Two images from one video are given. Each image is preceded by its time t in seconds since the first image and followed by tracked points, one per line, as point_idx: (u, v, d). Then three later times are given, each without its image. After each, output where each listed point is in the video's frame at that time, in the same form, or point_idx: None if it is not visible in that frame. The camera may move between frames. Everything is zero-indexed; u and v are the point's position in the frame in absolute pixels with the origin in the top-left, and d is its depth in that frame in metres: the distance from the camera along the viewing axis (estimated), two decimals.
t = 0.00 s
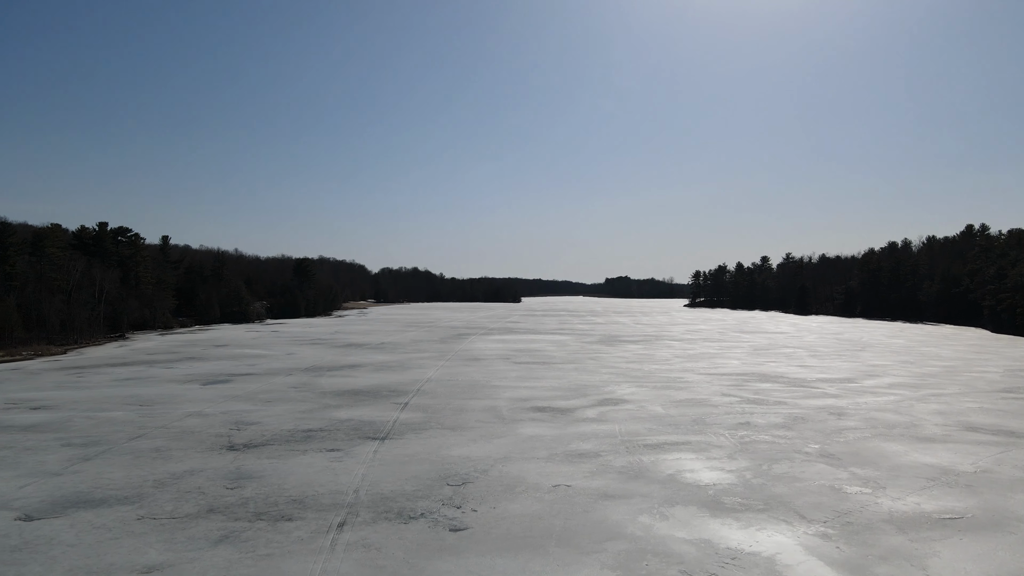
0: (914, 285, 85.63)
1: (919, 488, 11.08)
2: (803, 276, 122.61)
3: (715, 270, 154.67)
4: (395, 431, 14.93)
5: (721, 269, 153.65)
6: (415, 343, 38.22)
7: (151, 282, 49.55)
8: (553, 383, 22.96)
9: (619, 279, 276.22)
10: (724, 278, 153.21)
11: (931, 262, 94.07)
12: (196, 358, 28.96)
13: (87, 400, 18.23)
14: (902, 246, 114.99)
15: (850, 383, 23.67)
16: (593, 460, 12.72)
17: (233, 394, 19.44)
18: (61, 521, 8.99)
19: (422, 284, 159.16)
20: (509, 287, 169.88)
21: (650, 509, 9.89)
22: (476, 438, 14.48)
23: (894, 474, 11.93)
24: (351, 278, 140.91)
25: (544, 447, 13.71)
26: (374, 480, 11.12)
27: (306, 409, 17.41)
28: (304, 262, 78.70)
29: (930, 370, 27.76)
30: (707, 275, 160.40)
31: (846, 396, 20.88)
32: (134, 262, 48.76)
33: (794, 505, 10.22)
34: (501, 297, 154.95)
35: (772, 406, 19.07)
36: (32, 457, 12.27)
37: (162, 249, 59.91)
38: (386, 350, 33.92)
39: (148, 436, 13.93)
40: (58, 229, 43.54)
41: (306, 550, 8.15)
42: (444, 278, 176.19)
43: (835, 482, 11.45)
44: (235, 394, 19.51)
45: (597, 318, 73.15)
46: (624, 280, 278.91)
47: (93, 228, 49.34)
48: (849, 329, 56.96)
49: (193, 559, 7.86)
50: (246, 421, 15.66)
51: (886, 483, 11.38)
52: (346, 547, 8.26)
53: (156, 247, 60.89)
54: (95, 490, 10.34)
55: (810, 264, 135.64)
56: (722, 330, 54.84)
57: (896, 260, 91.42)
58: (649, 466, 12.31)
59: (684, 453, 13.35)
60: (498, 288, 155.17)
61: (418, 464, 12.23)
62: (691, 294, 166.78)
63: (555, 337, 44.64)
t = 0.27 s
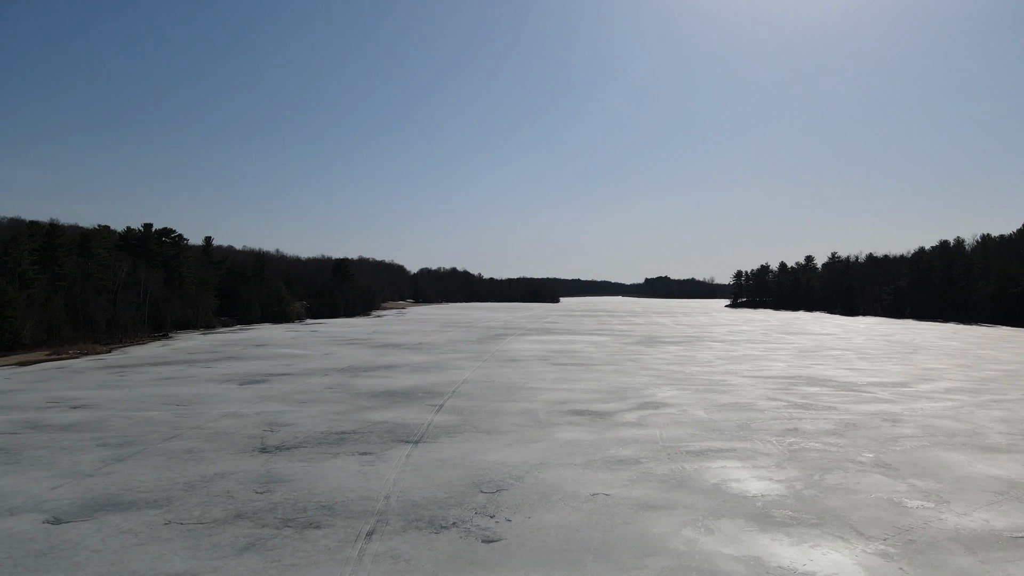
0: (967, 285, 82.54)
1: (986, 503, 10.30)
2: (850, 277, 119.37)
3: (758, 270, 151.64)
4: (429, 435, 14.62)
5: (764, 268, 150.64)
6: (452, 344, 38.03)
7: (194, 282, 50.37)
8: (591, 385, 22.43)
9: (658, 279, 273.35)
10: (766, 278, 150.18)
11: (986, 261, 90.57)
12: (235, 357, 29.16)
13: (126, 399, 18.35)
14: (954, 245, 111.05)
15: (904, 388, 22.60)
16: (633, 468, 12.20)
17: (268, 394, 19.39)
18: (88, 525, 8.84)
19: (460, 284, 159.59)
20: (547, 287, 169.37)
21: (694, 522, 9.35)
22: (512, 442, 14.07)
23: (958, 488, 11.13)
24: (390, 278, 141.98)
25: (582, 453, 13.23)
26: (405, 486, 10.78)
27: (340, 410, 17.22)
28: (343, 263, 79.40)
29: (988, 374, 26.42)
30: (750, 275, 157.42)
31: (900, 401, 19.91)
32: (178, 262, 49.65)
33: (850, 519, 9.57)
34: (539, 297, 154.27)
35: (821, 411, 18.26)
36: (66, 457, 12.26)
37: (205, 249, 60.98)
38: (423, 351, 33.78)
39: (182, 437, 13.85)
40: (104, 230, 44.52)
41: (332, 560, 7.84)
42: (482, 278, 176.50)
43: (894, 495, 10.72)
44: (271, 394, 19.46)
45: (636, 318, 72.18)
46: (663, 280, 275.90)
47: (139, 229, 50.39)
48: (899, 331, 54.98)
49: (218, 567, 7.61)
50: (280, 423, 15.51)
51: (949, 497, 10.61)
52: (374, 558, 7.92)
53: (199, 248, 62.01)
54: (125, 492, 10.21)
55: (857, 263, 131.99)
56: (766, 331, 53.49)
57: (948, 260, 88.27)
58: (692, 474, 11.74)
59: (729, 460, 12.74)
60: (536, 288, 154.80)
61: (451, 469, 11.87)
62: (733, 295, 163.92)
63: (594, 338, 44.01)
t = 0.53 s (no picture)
0: None
1: None
2: (899, 277, 115.81)
3: (802, 270, 148.27)
4: (464, 438, 14.25)
5: (808, 268, 147.19)
6: (489, 345, 37.75)
7: (235, 282, 51.05)
8: (631, 388, 21.84)
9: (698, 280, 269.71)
10: (811, 278, 146.75)
11: None
12: (273, 358, 29.30)
13: (164, 399, 18.42)
14: (1010, 244, 106.86)
15: (962, 393, 21.50)
16: (675, 476, 11.66)
17: (304, 395, 19.28)
18: (115, 529, 8.66)
19: (498, 284, 159.59)
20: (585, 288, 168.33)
21: (741, 537, 8.78)
22: (548, 447, 13.64)
23: None
24: (428, 278, 142.63)
25: (621, 459, 12.71)
26: (437, 493, 10.42)
27: (374, 412, 16.99)
28: (381, 263, 79.85)
29: None
30: (793, 275, 154.05)
31: (959, 407, 18.90)
32: (220, 263, 50.38)
33: (912, 537, 8.89)
34: (578, 298, 153.32)
35: (874, 417, 17.39)
36: (100, 457, 12.20)
37: (246, 250, 61.87)
38: (459, 351, 33.55)
39: (215, 438, 13.73)
40: (149, 231, 45.37)
41: (359, 572, 7.49)
42: (520, 278, 176.33)
43: (959, 510, 9.96)
44: (306, 395, 19.34)
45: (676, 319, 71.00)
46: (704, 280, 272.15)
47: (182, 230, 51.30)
48: (954, 333, 52.92)
49: None
50: (314, 424, 15.31)
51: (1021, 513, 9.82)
52: (403, 571, 7.56)
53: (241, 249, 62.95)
54: (154, 496, 10.05)
55: (906, 263, 128.06)
56: (811, 333, 52.01)
57: (1004, 259, 84.89)
58: (738, 484, 11.15)
59: (778, 469, 12.09)
60: (575, 288, 153.96)
61: (485, 475, 11.48)
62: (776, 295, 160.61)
63: (633, 339, 43.25)
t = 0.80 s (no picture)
0: None
1: None
2: (954, 277, 111.73)
3: (851, 270, 144.30)
4: (502, 443, 13.86)
5: (857, 267, 143.02)
6: (529, 346, 37.36)
7: (278, 282, 51.69)
8: (675, 391, 21.17)
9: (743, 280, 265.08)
10: (860, 278, 142.74)
11: None
12: (314, 358, 29.40)
13: (204, 399, 18.49)
14: None
15: None
16: (723, 486, 11.06)
17: (341, 396, 19.15)
18: (145, 534, 8.48)
19: (539, 284, 159.18)
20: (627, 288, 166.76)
21: (797, 555, 8.18)
22: (588, 452, 13.16)
23: None
24: (469, 278, 143.02)
25: (666, 467, 12.15)
26: (473, 501, 10.04)
27: (411, 414, 16.72)
28: (422, 263, 80.15)
29: None
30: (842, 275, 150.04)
31: None
32: (263, 263, 51.07)
33: (987, 558, 8.16)
34: (619, 298, 151.94)
35: (934, 425, 16.45)
36: (136, 457, 12.16)
37: (289, 250, 62.72)
38: (499, 352, 33.23)
39: (251, 440, 13.61)
40: (195, 232, 46.20)
41: None
42: (560, 278, 175.66)
43: None
44: (344, 396, 19.20)
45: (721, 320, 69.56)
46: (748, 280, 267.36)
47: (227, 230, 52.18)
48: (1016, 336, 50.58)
49: None
50: (350, 427, 15.09)
51: None
52: None
53: (285, 249, 63.82)
54: (186, 499, 9.88)
55: (962, 262, 123.54)
56: (862, 335, 50.32)
57: None
58: (791, 496, 10.51)
59: (833, 480, 11.39)
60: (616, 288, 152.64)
61: (523, 482, 11.07)
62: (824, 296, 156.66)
63: (677, 340, 42.36)
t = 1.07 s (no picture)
0: None
1: None
2: (1014, 276, 107.28)
3: (904, 269, 139.85)
4: (541, 448, 13.44)
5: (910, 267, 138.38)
6: (570, 347, 36.86)
7: (320, 282, 52.20)
8: (721, 395, 20.47)
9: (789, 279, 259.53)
10: (913, 277, 138.25)
11: None
12: (353, 358, 29.41)
13: (244, 399, 18.50)
14: None
15: None
16: (775, 498, 10.44)
17: (379, 398, 18.98)
18: (176, 540, 8.29)
19: (580, 284, 158.20)
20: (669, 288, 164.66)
21: None
22: (631, 459, 12.65)
23: None
24: (509, 279, 142.86)
25: (713, 476, 11.58)
26: (511, 510, 9.63)
27: (449, 417, 16.42)
28: (463, 263, 80.15)
29: None
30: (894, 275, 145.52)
31: None
32: (305, 263, 51.63)
33: None
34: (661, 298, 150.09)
35: (1002, 433, 15.47)
36: (173, 458, 12.08)
37: (331, 250, 63.36)
38: (539, 353, 32.82)
39: (287, 442, 13.46)
40: (239, 233, 46.89)
41: None
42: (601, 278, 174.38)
43: None
44: (382, 398, 19.02)
45: (767, 321, 67.86)
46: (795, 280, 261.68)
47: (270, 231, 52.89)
48: None
49: None
50: (387, 429, 14.86)
51: None
52: None
53: (327, 249, 64.50)
54: (219, 503, 9.70)
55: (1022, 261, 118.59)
56: (917, 336, 48.45)
57: None
58: (849, 510, 9.84)
59: (895, 494, 10.66)
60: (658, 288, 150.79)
61: (563, 490, 10.62)
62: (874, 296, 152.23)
63: (722, 342, 41.35)
